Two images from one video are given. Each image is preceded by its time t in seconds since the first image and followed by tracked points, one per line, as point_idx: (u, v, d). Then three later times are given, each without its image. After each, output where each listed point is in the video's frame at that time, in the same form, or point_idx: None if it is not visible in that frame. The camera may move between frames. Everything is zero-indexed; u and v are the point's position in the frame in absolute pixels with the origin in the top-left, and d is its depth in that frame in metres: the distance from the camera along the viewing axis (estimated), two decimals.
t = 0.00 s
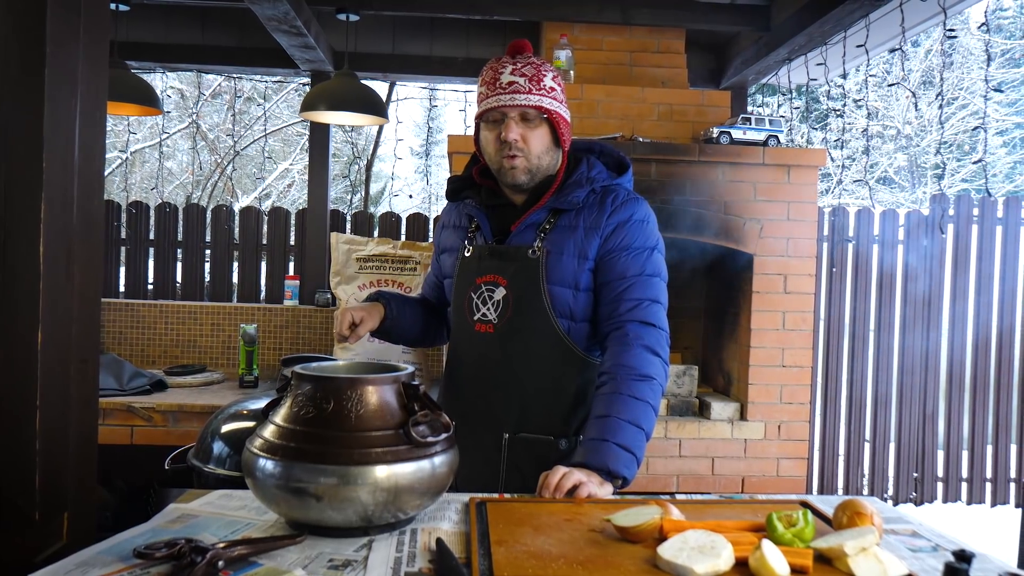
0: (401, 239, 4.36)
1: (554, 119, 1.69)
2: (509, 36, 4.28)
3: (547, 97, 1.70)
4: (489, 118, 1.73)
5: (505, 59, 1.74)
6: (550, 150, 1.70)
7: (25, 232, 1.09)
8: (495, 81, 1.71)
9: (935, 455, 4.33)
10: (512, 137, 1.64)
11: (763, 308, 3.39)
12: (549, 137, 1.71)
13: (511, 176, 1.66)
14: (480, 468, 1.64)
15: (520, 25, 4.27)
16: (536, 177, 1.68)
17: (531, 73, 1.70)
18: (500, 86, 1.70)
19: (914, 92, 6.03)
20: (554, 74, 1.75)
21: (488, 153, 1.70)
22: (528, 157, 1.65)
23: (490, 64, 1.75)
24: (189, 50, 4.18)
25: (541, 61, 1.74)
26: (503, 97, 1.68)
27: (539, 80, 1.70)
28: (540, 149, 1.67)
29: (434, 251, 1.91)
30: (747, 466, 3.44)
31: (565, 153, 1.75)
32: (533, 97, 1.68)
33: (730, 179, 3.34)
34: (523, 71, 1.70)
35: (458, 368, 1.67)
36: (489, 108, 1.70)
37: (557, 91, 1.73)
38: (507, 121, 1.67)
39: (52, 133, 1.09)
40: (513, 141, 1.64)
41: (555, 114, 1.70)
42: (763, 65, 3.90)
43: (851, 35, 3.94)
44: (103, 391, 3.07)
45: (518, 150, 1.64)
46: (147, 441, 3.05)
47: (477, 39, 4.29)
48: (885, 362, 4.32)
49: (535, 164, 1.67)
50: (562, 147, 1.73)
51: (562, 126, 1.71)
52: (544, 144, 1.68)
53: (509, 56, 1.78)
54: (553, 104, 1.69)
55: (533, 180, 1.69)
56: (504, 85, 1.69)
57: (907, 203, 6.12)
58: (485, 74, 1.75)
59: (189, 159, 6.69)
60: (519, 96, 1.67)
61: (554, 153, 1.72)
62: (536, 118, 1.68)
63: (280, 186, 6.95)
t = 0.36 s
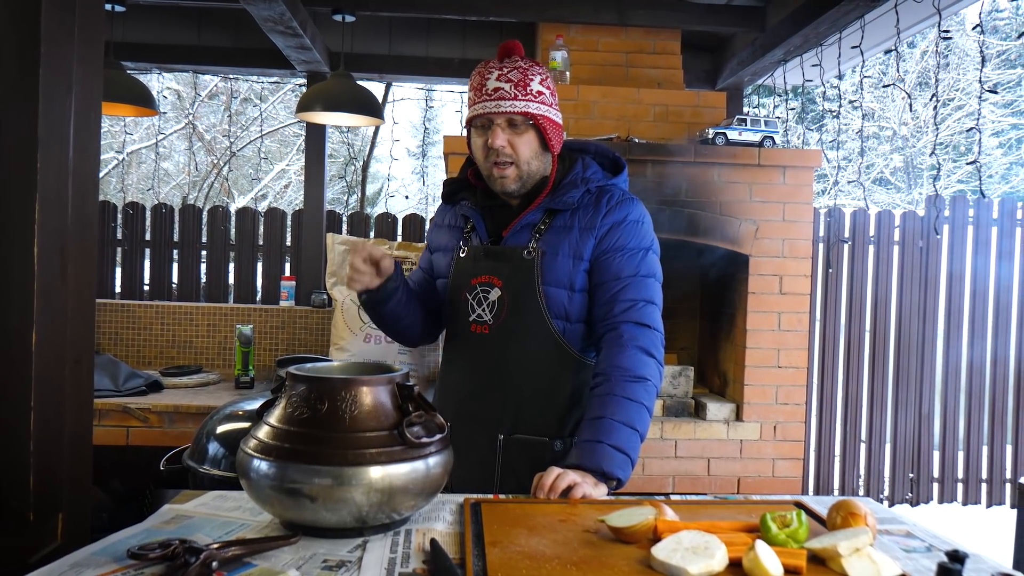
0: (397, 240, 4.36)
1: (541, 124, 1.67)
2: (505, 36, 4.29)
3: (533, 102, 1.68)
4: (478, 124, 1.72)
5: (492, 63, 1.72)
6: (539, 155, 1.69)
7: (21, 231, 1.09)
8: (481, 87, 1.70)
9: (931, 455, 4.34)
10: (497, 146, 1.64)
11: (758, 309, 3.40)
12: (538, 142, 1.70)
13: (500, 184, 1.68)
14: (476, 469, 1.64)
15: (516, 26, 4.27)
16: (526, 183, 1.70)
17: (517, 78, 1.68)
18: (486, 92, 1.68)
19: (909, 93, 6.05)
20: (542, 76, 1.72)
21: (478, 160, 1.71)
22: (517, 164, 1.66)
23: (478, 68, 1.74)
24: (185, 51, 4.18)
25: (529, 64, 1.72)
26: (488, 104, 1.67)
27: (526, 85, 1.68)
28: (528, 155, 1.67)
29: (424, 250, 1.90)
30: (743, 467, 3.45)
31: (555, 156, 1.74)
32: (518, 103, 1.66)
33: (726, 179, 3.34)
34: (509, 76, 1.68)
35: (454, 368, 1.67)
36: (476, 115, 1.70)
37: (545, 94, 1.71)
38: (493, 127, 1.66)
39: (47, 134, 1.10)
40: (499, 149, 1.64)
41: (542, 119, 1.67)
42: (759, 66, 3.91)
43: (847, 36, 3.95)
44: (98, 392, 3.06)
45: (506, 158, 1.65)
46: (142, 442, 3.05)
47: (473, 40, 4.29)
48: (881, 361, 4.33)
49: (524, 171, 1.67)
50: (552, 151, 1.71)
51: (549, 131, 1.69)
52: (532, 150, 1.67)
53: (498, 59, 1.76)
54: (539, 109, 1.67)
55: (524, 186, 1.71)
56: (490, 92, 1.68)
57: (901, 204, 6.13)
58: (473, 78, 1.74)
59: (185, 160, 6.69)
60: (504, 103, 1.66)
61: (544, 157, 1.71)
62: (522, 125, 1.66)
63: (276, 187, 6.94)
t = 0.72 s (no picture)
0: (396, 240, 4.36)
1: (543, 126, 1.68)
2: (505, 37, 4.29)
3: (536, 104, 1.68)
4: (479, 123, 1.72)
5: (496, 63, 1.72)
6: (540, 156, 1.70)
7: (21, 232, 1.09)
8: (485, 87, 1.70)
9: (930, 456, 4.34)
10: (499, 146, 1.63)
11: (758, 309, 3.40)
12: (540, 143, 1.70)
13: (500, 183, 1.67)
14: (476, 470, 1.65)
15: (515, 26, 4.28)
16: (525, 183, 1.69)
17: (521, 79, 1.68)
18: (490, 92, 1.68)
19: (909, 94, 6.05)
20: (545, 78, 1.73)
21: (478, 159, 1.71)
22: (517, 164, 1.66)
23: (481, 68, 1.74)
24: (184, 51, 4.19)
25: (533, 65, 1.72)
26: (491, 104, 1.67)
27: (529, 86, 1.69)
28: (530, 156, 1.67)
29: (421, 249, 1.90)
30: (742, 467, 3.45)
31: (556, 158, 1.74)
32: (521, 104, 1.66)
33: (725, 180, 3.35)
34: (512, 77, 1.68)
35: (455, 369, 1.67)
36: (478, 114, 1.69)
37: (548, 96, 1.71)
38: (495, 128, 1.66)
39: (47, 135, 1.10)
40: (501, 149, 1.64)
41: (545, 121, 1.68)
42: (758, 66, 3.92)
43: (846, 36, 3.96)
44: (97, 393, 3.06)
45: (507, 157, 1.65)
46: (142, 442, 3.05)
47: (473, 40, 4.30)
48: (880, 360, 4.33)
49: (524, 171, 1.67)
50: (553, 153, 1.72)
51: (552, 133, 1.69)
52: (533, 151, 1.68)
53: (502, 59, 1.76)
54: (543, 110, 1.67)
55: (523, 186, 1.70)
56: (493, 92, 1.68)
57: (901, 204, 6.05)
58: (476, 78, 1.73)
59: (184, 160, 6.68)
60: (507, 103, 1.66)
61: (545, 158, 1.72)
62: (525, 125, 1.66)
63: (276, 187, 6.94)
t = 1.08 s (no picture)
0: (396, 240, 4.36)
1: (539, 125, 1.68)
2: (505, 37, 4.29)
3: (531, 103, 1.68)
4: (475, 124, 1.72)
5: (490, 63, 1.72)
6: (536, 155, 1.70)
7: (20, 232, 1.09)
8: (480, 87, 1.70)
9: (931, 455, 4.33)
10: (494, 146, 1.64)
11: (757, 309, 3.40)
12: (535, 142, 1.70)
13: (497, 182, 1.68)
14: (475, 471, 1.65)
15: (515, 26, 4.28)
16: (522, 182, 1.69)
17: (515, 79, 1.68)
18: (484, 93, 1.69)
19: (909, 93, 6.05)
20: (540, 77, 1.73)
21: (475, 160, 1.72)
22: (514, 163, 1.66)
23: (476, 68, 1.75)
24: (184, 52, 4.19)
25: (527, 64, 1.72)
26: (486, 105, 1.67)
27: (524, 85, 1.69)
28: (526, 155, 1.67)
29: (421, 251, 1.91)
30: (742, 467, 3.45)
31: (552, 156, 1.74)
32: (516, 104, 1.66)
33: (725, 180, 3.35)
34: (507, 76, 1.68)
35: (452, 371, 1.67)
36: (474, 115, 1.70)
37: (543, 95, 1.71)
38: (491, 128, 1.67)
39: (46, 135, 1.10)
40: (497, 149, 1.64)
41: (540, 120, 1.67)
42: (758, 66, 3.92)
43: (846, 36, 3.96)
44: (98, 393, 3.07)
45: (503, 157, 1.65)
46: (142, 443, 3.05)
47: (472, 40, 4.30)
48: (880, 360, 4.33)
49: (521, 170, 1.67)
50: (549, 151, 1.71)
51: (547, 132, 1.69)
52: (529, 150, 1.68)
53: (496, 58, 1.76)
54: (538, 109, 1.67)
55: (520, 185, 1.70)
56: (488, 92, 1.68)
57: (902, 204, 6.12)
58: (471, 78, 1.74)
59: (185, 161, 6.69)
60: (502, 103, 1.66)
61: (541, 156, 1.71)
62: (520, 125, 1.66)
63: (276, 187, 6.94)
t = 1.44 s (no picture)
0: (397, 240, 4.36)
1: (538, 123, 1.68)
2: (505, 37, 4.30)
3: (529, 101, 1.68)
4: (474, 124, 1.73)
5: (487, 63, 1.73)
6: (536, 153, 1.70)
7: (22, 232, 1.09)
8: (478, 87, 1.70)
9: (932, 455, 4.33)
10: (493, 145, 1.64)
11: (758, 309, 3.40)
12: (534, 140, 1.70)
13: (497, 182, 1.68)
14: (476, 470, 1.65)
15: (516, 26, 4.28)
16: (522, 181, 1.69)
17: (513, 77, 1.68)
18: (482, 93, 1.69)
19: (910, 92, 6.05)
20: (537, 75, 1.73)
21: (474, 160, 1.72)
22: (513, 162, 1.66)
23: (474, 68, 1.75)
24: (185, 52, 4.19)
25: (524, 63, 1.72)
26: (485, 104, 1.68)
27: (522, 84, 1.68)
28: (525, 153, 1.67)
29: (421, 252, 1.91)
30: (743, 466, 3.45)
31: (552, 154, 1.74)
32: (514, 103, 1.66)
33: (726, 179, 3.35)
34: (505, 75, 1.68)
35: (453, 371, 1.67)
36: (472, 115, 1.70)
37: (541, 93, 1.71)
38: (490, 127, 1.67)
39: (47, 135, 1.10)
40: (496, 148, 1.64)
41: (538, 118, 1.67)
42: (759, 65, 3.92)
43: (847, 35, 3.96)
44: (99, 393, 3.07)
45: (503, 157, 1.65)
46: (144, 442, 3.05)
47: (473, 39, 4.30)
48: (881, 359, 4.32)
49: (521, 169, 1.67)
50: (548, 149, 1.71)
51: (546, 130, 1.69)
52: (528, 149, 1.68)
53: (493, 58, 1.76)
54: (536, 108, 1.67)
55: (520, 185, 1.70)
56: (486, 92, 1.68)
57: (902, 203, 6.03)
58: (468, 78, 1.74)
59: (186, 161, 6.69)
60: (500, 103, 1.66)
61: (541, 155, 1.71)
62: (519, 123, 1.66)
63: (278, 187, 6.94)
